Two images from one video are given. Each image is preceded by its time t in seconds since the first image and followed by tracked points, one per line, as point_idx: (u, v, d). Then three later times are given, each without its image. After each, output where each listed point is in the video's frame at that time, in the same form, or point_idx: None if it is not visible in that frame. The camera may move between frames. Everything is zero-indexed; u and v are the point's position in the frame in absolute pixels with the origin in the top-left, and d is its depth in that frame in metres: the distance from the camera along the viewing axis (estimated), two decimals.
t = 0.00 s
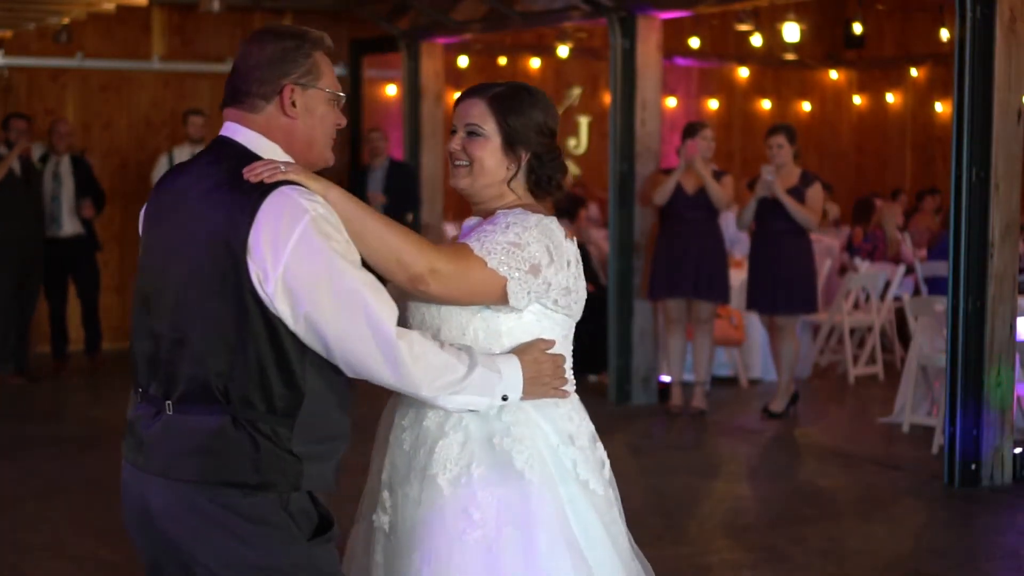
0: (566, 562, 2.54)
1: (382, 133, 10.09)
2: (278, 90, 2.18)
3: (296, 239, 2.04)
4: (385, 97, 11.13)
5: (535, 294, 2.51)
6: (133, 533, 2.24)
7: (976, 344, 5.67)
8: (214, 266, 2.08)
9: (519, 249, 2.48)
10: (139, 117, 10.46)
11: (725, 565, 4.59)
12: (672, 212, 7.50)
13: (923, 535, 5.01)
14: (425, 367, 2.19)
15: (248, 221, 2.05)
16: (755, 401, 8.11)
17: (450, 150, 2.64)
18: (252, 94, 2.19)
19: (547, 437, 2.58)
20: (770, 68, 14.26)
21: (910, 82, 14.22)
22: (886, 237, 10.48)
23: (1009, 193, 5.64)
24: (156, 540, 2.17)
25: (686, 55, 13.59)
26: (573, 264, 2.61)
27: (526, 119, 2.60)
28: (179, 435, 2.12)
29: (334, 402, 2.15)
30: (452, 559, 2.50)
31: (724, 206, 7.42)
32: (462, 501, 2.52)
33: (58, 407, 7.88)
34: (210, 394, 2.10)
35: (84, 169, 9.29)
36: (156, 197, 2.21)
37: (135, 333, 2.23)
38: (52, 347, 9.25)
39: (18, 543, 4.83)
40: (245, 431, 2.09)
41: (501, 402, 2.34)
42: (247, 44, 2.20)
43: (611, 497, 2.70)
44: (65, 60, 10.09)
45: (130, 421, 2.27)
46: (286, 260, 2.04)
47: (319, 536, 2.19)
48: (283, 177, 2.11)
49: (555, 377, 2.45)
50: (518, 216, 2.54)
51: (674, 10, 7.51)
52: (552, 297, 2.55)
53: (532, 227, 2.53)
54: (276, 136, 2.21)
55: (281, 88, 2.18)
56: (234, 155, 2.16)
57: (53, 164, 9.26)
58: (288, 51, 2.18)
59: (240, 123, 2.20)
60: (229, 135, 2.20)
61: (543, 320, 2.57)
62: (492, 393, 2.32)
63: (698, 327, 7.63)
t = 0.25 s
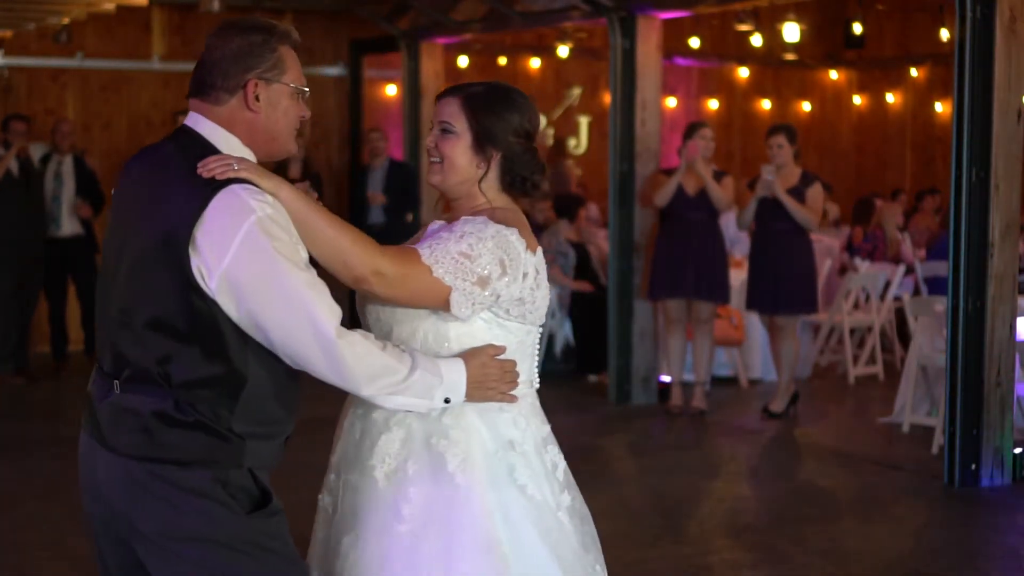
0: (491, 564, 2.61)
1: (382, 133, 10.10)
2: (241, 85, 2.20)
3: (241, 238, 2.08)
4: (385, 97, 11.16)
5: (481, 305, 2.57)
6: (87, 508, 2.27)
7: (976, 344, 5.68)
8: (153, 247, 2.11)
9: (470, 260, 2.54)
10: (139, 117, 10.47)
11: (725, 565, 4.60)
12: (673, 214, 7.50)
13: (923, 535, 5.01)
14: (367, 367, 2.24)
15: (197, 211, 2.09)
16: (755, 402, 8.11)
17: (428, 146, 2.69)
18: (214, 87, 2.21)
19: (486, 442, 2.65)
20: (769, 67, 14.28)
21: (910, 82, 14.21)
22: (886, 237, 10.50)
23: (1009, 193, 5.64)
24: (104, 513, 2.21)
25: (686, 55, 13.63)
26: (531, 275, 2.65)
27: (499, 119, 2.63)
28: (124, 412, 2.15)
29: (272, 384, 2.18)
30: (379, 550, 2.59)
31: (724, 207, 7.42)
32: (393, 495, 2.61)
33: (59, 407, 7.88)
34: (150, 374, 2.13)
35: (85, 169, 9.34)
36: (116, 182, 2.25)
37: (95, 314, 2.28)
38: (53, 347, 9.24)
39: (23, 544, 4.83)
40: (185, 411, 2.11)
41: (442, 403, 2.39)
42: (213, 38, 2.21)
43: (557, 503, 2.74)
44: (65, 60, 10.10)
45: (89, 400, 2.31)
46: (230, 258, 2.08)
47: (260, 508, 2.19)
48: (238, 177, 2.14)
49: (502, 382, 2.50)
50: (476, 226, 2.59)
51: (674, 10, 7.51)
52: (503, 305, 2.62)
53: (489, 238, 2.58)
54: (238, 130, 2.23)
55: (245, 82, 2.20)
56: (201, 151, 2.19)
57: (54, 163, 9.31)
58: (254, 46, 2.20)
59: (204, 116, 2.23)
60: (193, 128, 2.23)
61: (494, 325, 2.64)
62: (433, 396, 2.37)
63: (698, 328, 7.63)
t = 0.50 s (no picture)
0: None
1: (382, 133, 10.11)
2: (228, 91, 2.21)
3: (231, 250, 2.09)
4: (385, 97, 11.16)
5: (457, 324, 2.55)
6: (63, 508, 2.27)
7: (976, 343, 5.68)
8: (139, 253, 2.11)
9: (448, 281, 2.51)
10: (139, 117, 10.49)
11: (725, 565, 4.59)
12: (674, 214, 7.50)
13: (923, 535, 5.01)
14: (350, 378, 2.27)
15: (187, 219, 2.10)
16: (754, 401, 8.11)
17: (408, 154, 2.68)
18: (201, 93, 2.21)
19: (456, 452, 2.63)
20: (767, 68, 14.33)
21: (910, 82, 14.19)
22: (886, 237, 10.48)
23: (1009, 193, 5.64)
24: (82, 514, 2.21)
25: (686, 55, 13.80)
26: (511, 292, 2.62)
27: (479, 128, 2.62)
28: (105, 417, 2.14)
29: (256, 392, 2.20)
30: (342, 552, 2.60)
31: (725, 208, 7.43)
32: (362, 499, 2.61)
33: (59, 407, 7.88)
34: (134, 379, 2.12)
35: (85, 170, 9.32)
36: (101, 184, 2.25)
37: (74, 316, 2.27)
38: (52, 347, 9.24)
39: (24, 544, 4.83)
40: (169, 418, 2.12)
41: (418, 415, 2.43)
42: (200, 43, 2.21)
43: (529, 514, 2.71)
44: (65, 60, 10.10)
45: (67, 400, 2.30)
46: (219, 270, 2.09)
47: (238, 519, 2.21)
48: (226, 188, 2.14)
49: (478, 396, 2.54)
50: (456, 245, 2.55)
51: (674, 10, 7.50)
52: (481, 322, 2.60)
53: (468, 258, 2.54)
54: (224, 136, 2.24)
55: (231, 89, 2.21)
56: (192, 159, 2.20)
57: (54, 164, 9.30)
58: (241, 53, 2.21)
59: (189, 122, 2.23)
60: (178, 134, 2.23)
61: (471, 341, 2.62)
62: (408, 410, 2.41)
63: (698, 328, 7.64)
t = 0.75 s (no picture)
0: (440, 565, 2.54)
1: (382, 133, 10.11)
2: (223, 93, 2.21)
3: (231, 252, 2.09)
4: (385, 97, 11.17)
5: (456, 311, 2.56)
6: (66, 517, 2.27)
7: (976, 343, 5.67)
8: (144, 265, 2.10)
9: (448, 269, 2.53)
10: (139, 118, 10.49)
11: (726, 565, 4.59)
12: (673, 213, 7.49)
13: (923, 535, 5.01)
14: (353, 378, 2.28)
15: (186, 223, 2.09)
16: (754, 401, 8.11)
17: (406, 151, 2.68)
18: (196, 95, 2.21)
19: (448, 440, 2.63)
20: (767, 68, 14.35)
21: (910, 82, 14.18)
22: (886, 237, 10.48)
23: (1009, 193, 5.64)
24: (86, 524, 2.21)
25: (686, 55, 13.81)
26: (508, 279, 2.66)
27: (478, 124, 2.63)
28: (108, 427, 2.14)
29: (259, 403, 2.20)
30: (330, 537, 2.59)
31: (725, 208, 7.43)
32: (353, 483, 2.61)
33: (58, 407, 7.88)
34: (138, 390, 2.12)
35: (82, 171, 9.31)
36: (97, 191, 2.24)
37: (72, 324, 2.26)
38: (52, 347, 9.24)
39: (24, 544, 4.83)
40: (172, 429, 2.12)
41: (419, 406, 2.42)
42: (193, 46, 2.21)
43: (521, 504, 2.71)
44: (65, 60, 10.11)
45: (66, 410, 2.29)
46: (221, 272, 2.08)
47: (238, 537, 2.20)
48: (224, 189, 2.14)
49: (478, 386, 2.56)
50: (453, 232, 2.58)
51: (674, 10, 7.50)
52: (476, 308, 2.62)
53: (466, 246, 2.58)
54: (220, 138, 2.24)
55: (226, 90, 2.21)
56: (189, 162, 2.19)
57: (51, 167, 9.27)
58: (234, 53, 2.21)
59: (184, 126, 2.23)
60: (173, 138, 2.23)
61: (466, 329, 2.63)
62: (412, 402, 2.40)
63: (698, 328, 7.64)
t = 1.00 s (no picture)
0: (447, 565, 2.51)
1: (382, 134, 10.12)
2: (217, 74, 2.20)
3: (236, 216, 2.09)
4: (385, 97, 11.17)
5: (457, 291, 2.52)
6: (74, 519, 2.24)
7: (976, 343, 5.67)
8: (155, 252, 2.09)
9: (449, 243, 2.50)
10: (139, 118, 10.49)
11: (726, 565, 4.59)
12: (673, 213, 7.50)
13: (923, 535, 5.01)
14: (367, 345, 2.26)
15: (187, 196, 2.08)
16: (754, 401, 8.11)
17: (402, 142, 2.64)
18: (191, 77, 2.20)
19: (454, 437, 2.58)
20: (768, 67, 14.35)
21: (910, 82, 14.18)
22: (886, 237, 10.48)
23: (1009, 193, 5.64)
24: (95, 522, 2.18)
25: (686, 55, 13.79)
26: (506, 264, 2.62)
27: (478, 129, 2.60)
28: (118, 418, 2.13)
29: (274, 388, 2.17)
30: (335, 541, 2.55)
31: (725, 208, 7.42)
32: (357, 484, 2.56)
33: (58, 407, 7.88)
34: (148, 376, 2.11)
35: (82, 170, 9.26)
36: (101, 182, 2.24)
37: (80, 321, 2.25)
38: (52, 347, 9.24)
39: (25, 544, 4.83)
40: (182, 414, 2.10)
41: (430, 388, 2.42)
42: (186, 29, 2.20)
43: (527, 505, 2.67)
44: (65, 60, 10.11)
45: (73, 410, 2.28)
46: (228, 237, 2.07)
47: (247, 534, 2.18)
48: (221, 157, 2.14)
49: (486, 372, 2.52)
50: (452, 212, 2.56)
51: (674, 10, 7.50)
52: (478, 295, 2.58)
53: (465, 225, 2.55)
54: (215, 120, 2.23)
55: (220, 73, 2.20)
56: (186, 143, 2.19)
57: (50, 166, 9.23)
58: (228, 36, 2.20)
59: (178, 109, 2.22)
60: (168, 122, 2.22)
61: (468, 317, 2.58)
62: (424, 377, 2.40)
63: (698, 328, 7.64)
